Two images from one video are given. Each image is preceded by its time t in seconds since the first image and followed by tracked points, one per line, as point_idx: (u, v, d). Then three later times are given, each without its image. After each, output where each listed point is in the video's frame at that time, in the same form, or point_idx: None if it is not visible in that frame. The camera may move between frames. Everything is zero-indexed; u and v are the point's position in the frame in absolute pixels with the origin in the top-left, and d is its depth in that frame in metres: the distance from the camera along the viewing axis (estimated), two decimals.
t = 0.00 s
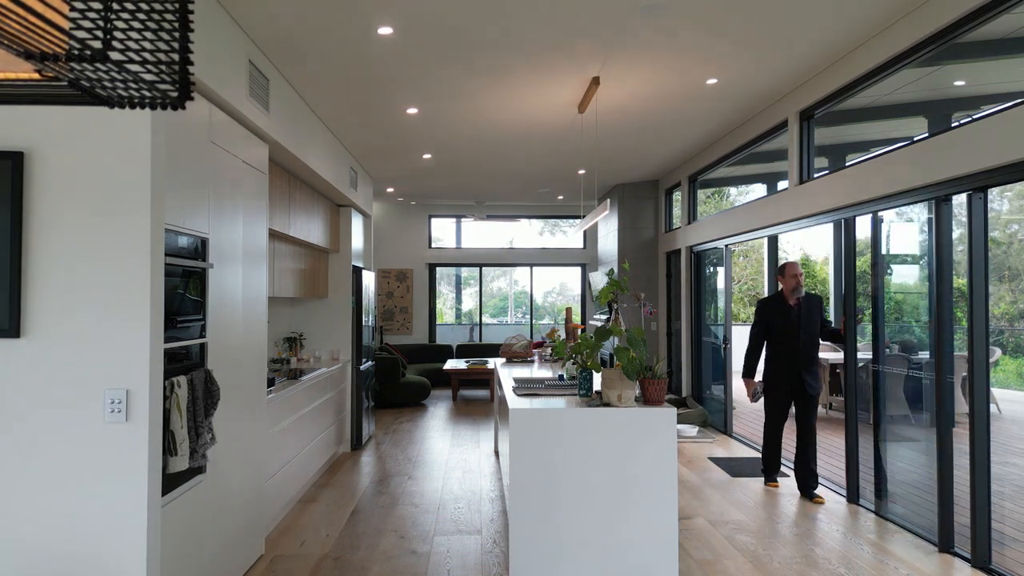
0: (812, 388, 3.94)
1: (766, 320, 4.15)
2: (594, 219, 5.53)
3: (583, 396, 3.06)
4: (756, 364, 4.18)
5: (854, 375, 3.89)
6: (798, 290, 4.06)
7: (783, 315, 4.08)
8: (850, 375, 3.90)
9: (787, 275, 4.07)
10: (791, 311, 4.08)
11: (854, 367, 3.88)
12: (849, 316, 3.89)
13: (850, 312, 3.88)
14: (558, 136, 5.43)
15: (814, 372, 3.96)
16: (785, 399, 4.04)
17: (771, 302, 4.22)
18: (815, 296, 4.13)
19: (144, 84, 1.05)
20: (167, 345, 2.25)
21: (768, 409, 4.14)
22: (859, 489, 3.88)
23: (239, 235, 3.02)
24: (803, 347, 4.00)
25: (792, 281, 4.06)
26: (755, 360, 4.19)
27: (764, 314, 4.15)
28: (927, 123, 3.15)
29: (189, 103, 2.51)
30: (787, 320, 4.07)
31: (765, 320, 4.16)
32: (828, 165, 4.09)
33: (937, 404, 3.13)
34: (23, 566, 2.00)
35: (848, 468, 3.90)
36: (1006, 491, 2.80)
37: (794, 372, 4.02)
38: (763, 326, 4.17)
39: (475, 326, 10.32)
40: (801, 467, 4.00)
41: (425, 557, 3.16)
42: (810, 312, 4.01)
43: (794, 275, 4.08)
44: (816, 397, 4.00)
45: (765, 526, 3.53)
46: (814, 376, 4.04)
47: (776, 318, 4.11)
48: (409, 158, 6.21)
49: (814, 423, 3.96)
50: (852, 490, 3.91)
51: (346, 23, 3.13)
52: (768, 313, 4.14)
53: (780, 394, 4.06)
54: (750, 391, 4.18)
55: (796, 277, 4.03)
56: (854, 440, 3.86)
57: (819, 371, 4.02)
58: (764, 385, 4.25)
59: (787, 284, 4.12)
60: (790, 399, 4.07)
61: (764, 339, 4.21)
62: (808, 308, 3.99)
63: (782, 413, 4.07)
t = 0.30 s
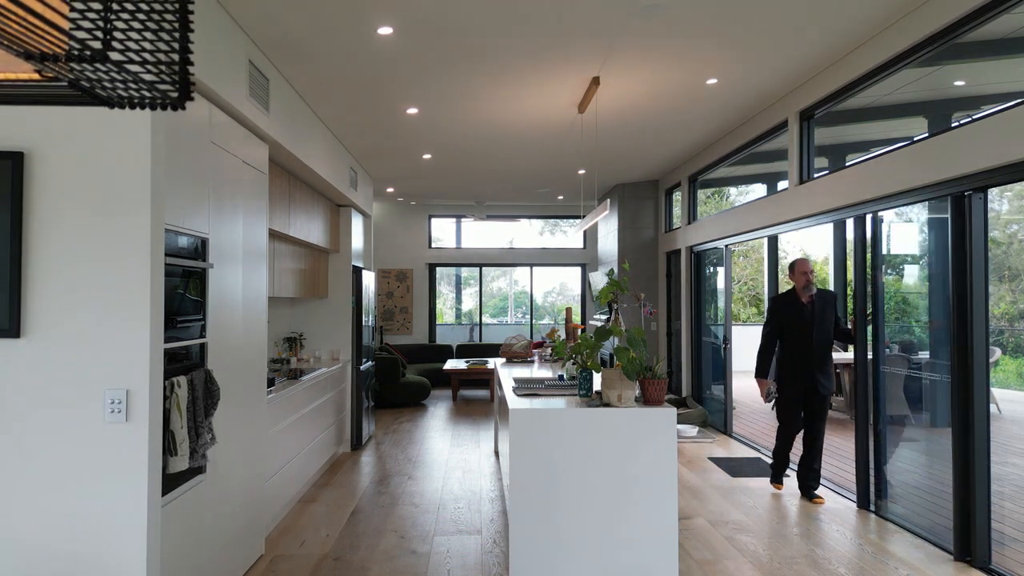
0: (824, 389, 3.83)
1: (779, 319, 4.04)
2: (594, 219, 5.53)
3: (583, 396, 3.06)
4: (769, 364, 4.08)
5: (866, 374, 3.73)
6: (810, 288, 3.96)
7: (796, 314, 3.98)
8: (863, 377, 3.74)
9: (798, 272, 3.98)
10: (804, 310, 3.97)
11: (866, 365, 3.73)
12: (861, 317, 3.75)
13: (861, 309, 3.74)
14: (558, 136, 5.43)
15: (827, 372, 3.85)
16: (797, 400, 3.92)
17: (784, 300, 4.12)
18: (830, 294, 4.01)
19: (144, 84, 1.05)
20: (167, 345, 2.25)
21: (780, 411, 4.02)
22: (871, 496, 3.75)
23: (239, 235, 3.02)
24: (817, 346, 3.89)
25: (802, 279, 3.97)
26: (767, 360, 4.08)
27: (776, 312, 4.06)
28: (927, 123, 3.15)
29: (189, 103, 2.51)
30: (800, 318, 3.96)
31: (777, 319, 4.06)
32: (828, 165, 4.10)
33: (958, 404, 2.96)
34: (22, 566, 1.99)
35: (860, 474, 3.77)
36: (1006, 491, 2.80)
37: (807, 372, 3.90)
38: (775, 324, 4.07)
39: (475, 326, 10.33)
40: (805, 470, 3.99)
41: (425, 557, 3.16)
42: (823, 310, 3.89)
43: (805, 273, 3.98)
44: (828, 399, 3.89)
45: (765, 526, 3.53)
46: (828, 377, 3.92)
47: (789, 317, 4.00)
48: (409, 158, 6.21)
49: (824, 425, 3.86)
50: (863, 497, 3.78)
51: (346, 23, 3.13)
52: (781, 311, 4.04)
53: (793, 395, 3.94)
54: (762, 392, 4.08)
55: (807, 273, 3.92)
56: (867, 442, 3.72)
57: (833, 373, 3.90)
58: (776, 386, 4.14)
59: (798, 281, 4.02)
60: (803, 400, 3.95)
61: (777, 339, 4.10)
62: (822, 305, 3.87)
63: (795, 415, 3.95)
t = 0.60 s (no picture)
0: (833, 390, 3.75)
1: (784, 321, 3.91)
2: (594, 219, 5.53)
3: (583, 396, 3.06)
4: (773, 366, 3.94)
5: (868, 372, 3.73)
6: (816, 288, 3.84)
7: (802, 314, 3.85)
8: (864, 374, 3.73)
9: (803, 273, 3.83)
10: (810, 310, 3.85)
11: (869, 364, 3.72)
12: (863, 317, 3.75)
13: (863, 309, 3.74)
14: (558, 136, 5.43)
15: (835, 372, 3.76)
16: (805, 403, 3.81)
17: (786, 299, 3.98)
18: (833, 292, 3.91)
19: (144, 84, 1.05)
20: (167, 345, 2.25)
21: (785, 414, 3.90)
22: (874, 498, 3.73)
23: (239, 235, 3.02)
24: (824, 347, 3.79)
25: (808, 279, 3.82)
26: (771, 361, 3.93)
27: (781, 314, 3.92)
28: (927, 123, 3.16)
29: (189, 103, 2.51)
30: (806, 319, 3.83)
31: (782, 319, 3.92)
32: (828, 165, 4.10)
33: (960, 404, 2.94)
34: (22, 566, 1.99)
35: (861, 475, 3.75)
36: (1006, 491, 2.80)
37: (815, 374, 3.80)
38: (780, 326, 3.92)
39: (475, 326, 10.33)
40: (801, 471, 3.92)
41: (425, 557, 3.16)
42: (829, 310, 3.79)
43: (811, 273, 3.83)
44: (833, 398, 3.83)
45: (765, 526, 3.53)
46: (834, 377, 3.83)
47: (794, 318, 3.87)
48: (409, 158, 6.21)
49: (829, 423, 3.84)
50: (867, 498, 3.75)
51: (346, 23, 3.13)
52: (786, 313, 3.90)
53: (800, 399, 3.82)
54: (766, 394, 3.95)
55: (813, 274, 3.79)
56: (869, 443, 3.72)
57: (838, 372, 3.83)
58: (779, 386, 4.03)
59: (803, 281, 3.87)
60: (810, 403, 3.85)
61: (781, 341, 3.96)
62: (829, 305, 3.76)
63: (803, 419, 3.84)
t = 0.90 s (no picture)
0: (837, 390, 3.71)
1: (784, 324, 3.87)
2: (594, 219, 5.52)
3: (583, 396, 3.06)
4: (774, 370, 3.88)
5: (870, 372, 3.70)
6: (815, 289, 3.81)
7: (802, 316, 3.82)
8: (869, 379, 3.68)
9: (802, 274, 3.81)
10: (811, 312, 3.81)
11: (871, 363, 3.69)
12: (866, 317, 3.71)
13: (867, 308, 3.70)
14: (557, 136, 5.43)
15: (839, 372, 3.73)
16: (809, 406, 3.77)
17: (785, 302, 3.94)
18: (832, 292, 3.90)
19: (144, 85, 1.04)
20: (167, 345, 2.25)
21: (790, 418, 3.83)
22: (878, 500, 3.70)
23: (239, 235, 3.02)
24: (827, 348, 3.76)
25: (807, 280, 3.79)
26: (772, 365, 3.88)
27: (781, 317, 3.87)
28: (927, 123, 3.16)
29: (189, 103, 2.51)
30: (808, 321, 3.80)
31: (781, 322, 3.89)
32: (828, 165, 4.10)
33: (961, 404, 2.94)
34: (22, 566, 1.99)
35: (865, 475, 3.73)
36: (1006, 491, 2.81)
37: (818, 375, 3.76)
38: (781, 330, 3.88)
39: (475, 326, 10.33)
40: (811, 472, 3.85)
41: (425, 557, 3.17)
42: (830, 310, 3.76)
43: (809, 274, 3.81)
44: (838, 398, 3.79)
45: (765, 526, 3.54)
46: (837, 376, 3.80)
47: (796, 321, 3.83)
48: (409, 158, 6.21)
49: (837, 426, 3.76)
50: (870, 499, 3.72)
51: (346, 23, 3.13)
52: (786, 316, 3.86)
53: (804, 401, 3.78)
54: (770, 400, 3.84)
55: (813, 275, 3.76)
56: (873, 445, 3.67)
57: (841, 372, 3.80)
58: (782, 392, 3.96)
59: (800, 282, 3.84)
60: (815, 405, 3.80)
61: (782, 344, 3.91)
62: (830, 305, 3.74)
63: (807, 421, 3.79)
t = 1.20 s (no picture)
0: (840, 392, 3.61)
1: (785, 326, 3.81)
2: (594, 219, 5.52)
3: (583, 396, 3.06)
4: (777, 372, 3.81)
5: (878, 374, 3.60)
6: (816, 290, 3.74)
7: (804, 317, 3.75)
8: (877, 382, 3.59)
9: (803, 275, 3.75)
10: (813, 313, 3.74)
11: (880, 365, 3.58)
12: (874, 319, 3.61)
13: (874, 310, 3.60)
14: (557, 136, 5.44)
15: (841, 374, 3.63)
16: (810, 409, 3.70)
17: (787, 303, 3.88)
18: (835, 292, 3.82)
19: (144, 85, 1.05)
20: (167, 345, 2.25)
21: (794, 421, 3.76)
22: (886, 504, 3.61)
23: (239, 235, 3.02)
24: (829, 349, 3.67)
25: (808, 281, 3.72)
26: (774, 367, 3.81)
27: (782, 318, 3.81)
28: (927, 123, 3.16)
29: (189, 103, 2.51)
30: (810, 323, 3.73)
31: (782, 324, 3.82)
32: (828, 165, 4.10)
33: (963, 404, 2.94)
34: (22, 566, 2.00)
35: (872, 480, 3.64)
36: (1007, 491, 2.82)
37: (820, 377, 3.67)
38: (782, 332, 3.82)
39: (475, 326, 10.33)
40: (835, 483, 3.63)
41: (425, 558, 3.16)
42: (832, 311, 3.69)
43: (810, 274, 3.74)
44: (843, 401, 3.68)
45: (765, 526, 3.54)
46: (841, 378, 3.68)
47: (797, 322, 3.77)
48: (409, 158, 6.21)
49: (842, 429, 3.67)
50: (878, 504, 3.64)
51: (345, 23, 3.13)
52: (787, 317, 3.80)
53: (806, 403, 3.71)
54: (773, 403, 3.76)
55: (813, 276, 3.69)
56: (881, 448, 3.59)
57: (845, 374, 3.69)
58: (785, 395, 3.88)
59: (802, 283, 3.78)
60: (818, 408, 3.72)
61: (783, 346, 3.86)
62: (831, 305, 3.67)
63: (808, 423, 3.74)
